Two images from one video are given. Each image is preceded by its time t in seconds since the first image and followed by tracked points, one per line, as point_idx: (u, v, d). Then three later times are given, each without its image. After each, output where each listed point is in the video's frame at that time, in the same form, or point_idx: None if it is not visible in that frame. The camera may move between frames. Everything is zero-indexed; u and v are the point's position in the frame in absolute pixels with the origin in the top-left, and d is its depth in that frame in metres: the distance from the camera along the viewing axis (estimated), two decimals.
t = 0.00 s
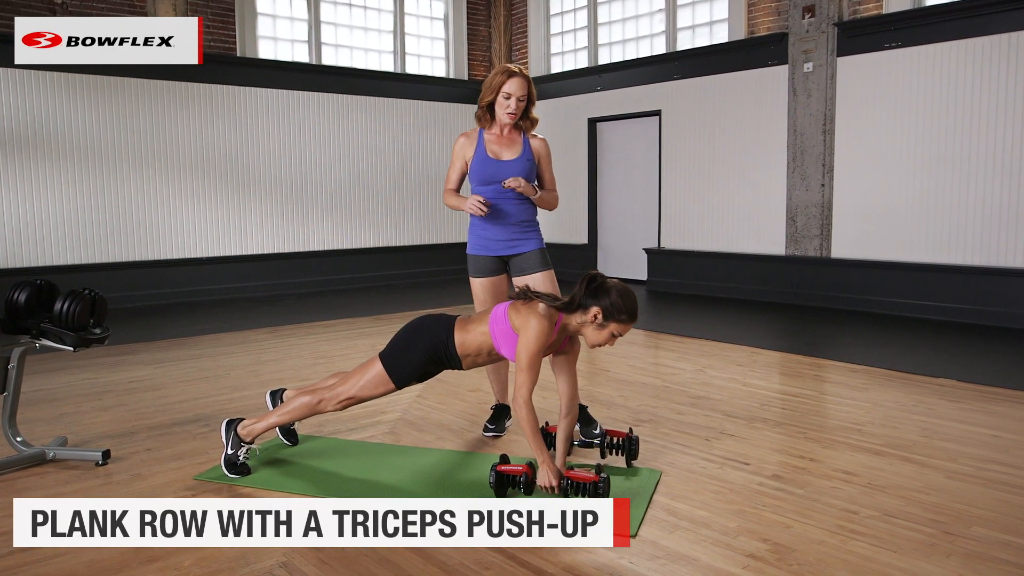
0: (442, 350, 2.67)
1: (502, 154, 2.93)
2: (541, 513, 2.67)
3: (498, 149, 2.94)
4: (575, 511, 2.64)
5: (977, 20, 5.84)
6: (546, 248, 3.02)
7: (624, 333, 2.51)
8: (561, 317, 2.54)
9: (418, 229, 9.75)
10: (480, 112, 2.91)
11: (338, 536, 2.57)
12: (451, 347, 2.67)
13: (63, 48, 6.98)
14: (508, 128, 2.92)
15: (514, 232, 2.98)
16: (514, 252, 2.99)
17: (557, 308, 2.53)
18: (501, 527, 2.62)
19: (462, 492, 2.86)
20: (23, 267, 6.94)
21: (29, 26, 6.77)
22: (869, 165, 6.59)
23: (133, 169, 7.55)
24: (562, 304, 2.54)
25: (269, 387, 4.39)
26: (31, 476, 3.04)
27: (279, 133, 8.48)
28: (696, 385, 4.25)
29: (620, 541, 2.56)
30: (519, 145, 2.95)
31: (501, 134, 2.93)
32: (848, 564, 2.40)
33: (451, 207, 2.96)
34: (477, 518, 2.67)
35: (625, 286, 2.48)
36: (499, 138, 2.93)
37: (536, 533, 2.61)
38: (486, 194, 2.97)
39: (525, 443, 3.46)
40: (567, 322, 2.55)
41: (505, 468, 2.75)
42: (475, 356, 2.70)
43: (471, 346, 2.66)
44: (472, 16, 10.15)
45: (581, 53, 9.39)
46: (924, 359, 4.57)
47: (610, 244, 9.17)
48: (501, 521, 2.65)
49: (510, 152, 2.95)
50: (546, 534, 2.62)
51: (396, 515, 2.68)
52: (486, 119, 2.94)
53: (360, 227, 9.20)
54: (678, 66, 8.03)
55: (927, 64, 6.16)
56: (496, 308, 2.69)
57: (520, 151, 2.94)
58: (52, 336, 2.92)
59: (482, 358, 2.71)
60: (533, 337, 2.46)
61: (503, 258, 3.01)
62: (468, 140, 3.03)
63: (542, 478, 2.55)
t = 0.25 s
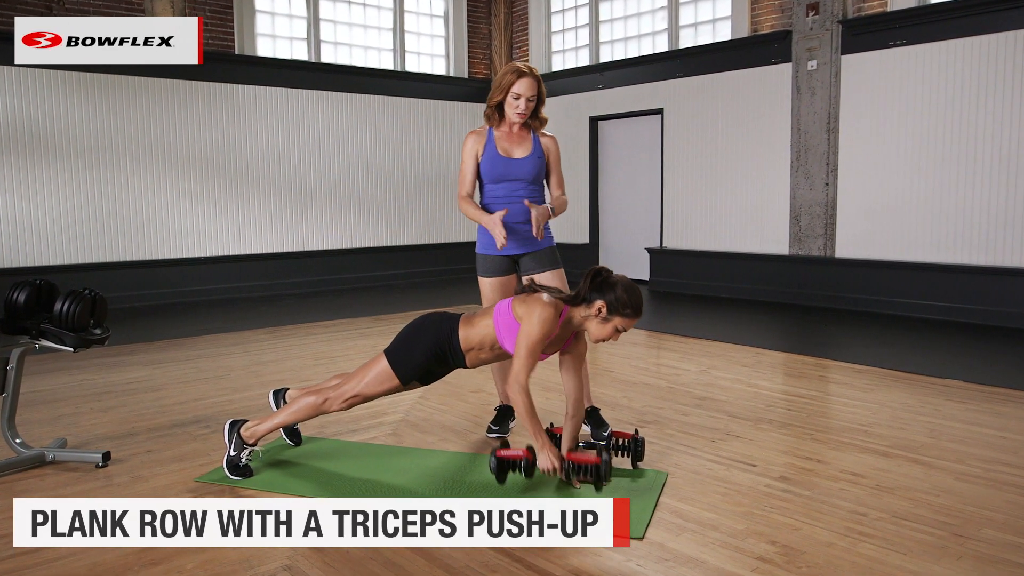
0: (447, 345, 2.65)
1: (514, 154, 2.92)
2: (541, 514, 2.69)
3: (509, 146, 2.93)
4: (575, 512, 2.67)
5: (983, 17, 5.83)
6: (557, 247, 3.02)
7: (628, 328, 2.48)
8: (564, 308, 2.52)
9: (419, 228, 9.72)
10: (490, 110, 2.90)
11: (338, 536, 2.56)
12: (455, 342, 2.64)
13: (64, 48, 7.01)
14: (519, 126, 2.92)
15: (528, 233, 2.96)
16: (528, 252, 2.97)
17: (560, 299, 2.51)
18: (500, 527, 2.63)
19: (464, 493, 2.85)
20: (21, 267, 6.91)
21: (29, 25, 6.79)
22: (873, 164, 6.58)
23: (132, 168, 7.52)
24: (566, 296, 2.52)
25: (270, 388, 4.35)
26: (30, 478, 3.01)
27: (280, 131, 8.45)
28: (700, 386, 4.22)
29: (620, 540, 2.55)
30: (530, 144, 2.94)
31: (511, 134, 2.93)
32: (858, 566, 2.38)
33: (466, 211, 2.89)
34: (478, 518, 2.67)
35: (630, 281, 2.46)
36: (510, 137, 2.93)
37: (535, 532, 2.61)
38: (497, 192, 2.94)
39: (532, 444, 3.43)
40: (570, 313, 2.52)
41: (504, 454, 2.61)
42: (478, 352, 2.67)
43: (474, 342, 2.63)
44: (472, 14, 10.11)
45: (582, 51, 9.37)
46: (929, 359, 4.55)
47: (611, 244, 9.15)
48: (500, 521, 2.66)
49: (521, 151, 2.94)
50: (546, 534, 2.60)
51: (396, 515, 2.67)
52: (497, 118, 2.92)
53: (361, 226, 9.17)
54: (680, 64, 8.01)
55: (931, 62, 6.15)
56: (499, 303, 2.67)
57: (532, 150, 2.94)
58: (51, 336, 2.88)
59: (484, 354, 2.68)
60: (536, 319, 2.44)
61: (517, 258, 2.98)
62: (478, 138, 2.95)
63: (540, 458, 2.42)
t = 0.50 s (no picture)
0: (449, 341, 2.61)
1: (540, 153, 2.88)
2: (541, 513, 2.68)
3: (534, 145, 2.89)
4: (575, 511, 2.68)
5: (988, 15, 5.81)
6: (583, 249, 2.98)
7: (632, 322, 2.46)
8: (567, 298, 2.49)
9: (420, 227, 9.68)
10: (513, 109, 2.88)
11: (337, 536, 2.54)
12: (457, 338, 2.60)
13: (64, 48, 7.02)
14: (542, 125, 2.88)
15: (553, 233, 2.92)
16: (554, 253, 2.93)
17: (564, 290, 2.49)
18: (500, 527, 2.62)
19: (465, 493, 2.85)
20: (19, 266, 6.87)
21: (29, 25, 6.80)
22: (877, 163, 6.57)
23: (131, 168, 7.48)
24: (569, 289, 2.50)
25: (270, 390, 4.32)
26: (29, 481, 2.97)
27: (280, 130, 8.41)
28: (704, 387, 4.20)
29: (620, 540, 2.54)
30: (556, 142, 2.90)
31: (536, 132, 2.90)
32: (868, 569, 2.35)
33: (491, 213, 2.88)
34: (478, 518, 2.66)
35: (634, 275, 2.44)
36: (535, 134, 2.89)
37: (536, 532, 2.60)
38: (523, 193, 2.90)
39: (536, 446, 3.40)
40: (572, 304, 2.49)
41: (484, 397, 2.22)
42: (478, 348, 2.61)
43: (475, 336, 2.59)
44: (472, 12, 10.07)
45: (583, 49, 9.34)
46: (935, 360, 4.53)
47: (613, 243, 9.12)
48: (501, 521, 2.65)
49: (547, 149, 2.89)
50: (546, 534, 2.58)
51: (396, 515, 2.66)
52: (521, 116, 2.89)
53: (361, 226, 9.13)
54: (682, 62, 7.98)
55: (936, 61, 6.14)
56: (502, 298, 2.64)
57: (558, 148, 2.89)
58: (51, 337, 2.85)
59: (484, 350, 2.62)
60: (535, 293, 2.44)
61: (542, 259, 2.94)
62: (502, 137, 2.94)
63: (523, 391, 2.24)
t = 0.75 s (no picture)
0: (453, 345, 2.58)
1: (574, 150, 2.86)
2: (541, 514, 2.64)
3: (568, 143, 2.88)
4: (575, 511, 2.63)
5: (993, 13, 5.81)
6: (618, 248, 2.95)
7: (637, 322, 2.42)
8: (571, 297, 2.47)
9: (420, 227, 9.65)
10: (547, 106, 2.86)
11: (338, 536, 2.53)
12: (461, 342, 2.57)
13: (65, 48, 6.98)
14: (576, 121, 2.86)
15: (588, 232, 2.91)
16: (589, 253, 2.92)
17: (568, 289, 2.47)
18: (500, 527, 2.60)
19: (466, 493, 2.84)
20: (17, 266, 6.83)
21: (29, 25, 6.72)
22: (881, 161, 6.56)
23: (130, 168, 7.43)
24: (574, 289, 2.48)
25: (271, 391, 4.28)
26: (27, 483, 2.94)
27: (281, 129, 8.39)
28: (708, 388, 4.17)
29: (621, 542, 2.51)
30: (592, 139, 2.88)
31: (570, 127, 2.87)
32: (877, 571, 2.33)
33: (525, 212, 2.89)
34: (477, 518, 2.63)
35: (639, 274, 2.41)
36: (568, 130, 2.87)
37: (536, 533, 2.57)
38: (559, 192, 2.89)
39: (540, 448, 3.37)
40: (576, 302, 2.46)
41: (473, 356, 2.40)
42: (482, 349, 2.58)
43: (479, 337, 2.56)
44: (472, 9, 10.04)
45: (583, 47, 9.31)
46: (940, 360, 4.50)
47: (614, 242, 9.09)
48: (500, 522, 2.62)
49: (582, 147, 2.87)
50: (546, 535, 2.57)
51: (396, 515, 2.64)
52: (556, 113, 2.87)
53: (362, 225, 9.10)
54: (684, 60, 7.95)
55: (940, 59, 6.13)
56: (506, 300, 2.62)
57: (592, 145, 2.87)
58: (50, 338, 2.82)
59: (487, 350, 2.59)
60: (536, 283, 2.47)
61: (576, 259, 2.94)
62: (536, 135, 2.94)
63: (513, 349, 2.36)
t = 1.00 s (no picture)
0: (456, 346, 2.56)
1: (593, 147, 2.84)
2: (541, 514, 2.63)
3: (587, 141, 2.85)
4: (575, 511, 2.62)
5: (995, 11, 5.82)
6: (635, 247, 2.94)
7: (642, 324, 2.40)
8: (575, 300, 2.44)
9: (419, 226, 9.62)
10: (565, 102, 2.85)
11: (338, 536, 2.50)
12: (464, 344, 2.55)
13: (64, 48, 6.97)
14: (595, 117, 2.85)
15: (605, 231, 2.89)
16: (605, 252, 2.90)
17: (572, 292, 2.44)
18: (500, 527, 2.58)
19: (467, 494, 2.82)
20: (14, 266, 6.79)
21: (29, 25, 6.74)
22: (882, 159, 6.56)
23: (127, 168, 7.39)
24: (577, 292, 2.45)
25: (269, 392, 4.25)
26: (25, 485, 2.90)
27: (279, 127, 8.35)
28: (710, 388, 4.15)
29: (620, 541, 2.49)
30: (611, 136, 2.86)
31: (588, 123, 2.86)
32: (885, 573, 2.31)
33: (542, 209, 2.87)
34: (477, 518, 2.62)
35: (644, 276, 2.38)
36: (586, 126, 2.86)
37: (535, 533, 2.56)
38: (576, 190, 2.87)
39: (542, 450, 3.35)
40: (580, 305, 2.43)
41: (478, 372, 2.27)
42: (486, 351, 2.56)
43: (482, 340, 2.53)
44: (470, 7, 10.01)
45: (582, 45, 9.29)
46: (943, 361, 4.49)
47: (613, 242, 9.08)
48: (500, 522, 2.61)
49: (600, 145, 2.85)
50: (546, 535, 2.55)
51: (396, 515, 2.62)
52: (574, 109, 2.86)
53: (360, 224, 9.07)
54: (684, 58, 7.94)
55: (941, 58, 6.14)
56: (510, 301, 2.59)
57: (611, 142, 2.86)
58: (48, 338, 2.78)
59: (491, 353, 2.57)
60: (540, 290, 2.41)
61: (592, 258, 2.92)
62: (554, 132, 2.92)
63: (518, 363, 2.32)
